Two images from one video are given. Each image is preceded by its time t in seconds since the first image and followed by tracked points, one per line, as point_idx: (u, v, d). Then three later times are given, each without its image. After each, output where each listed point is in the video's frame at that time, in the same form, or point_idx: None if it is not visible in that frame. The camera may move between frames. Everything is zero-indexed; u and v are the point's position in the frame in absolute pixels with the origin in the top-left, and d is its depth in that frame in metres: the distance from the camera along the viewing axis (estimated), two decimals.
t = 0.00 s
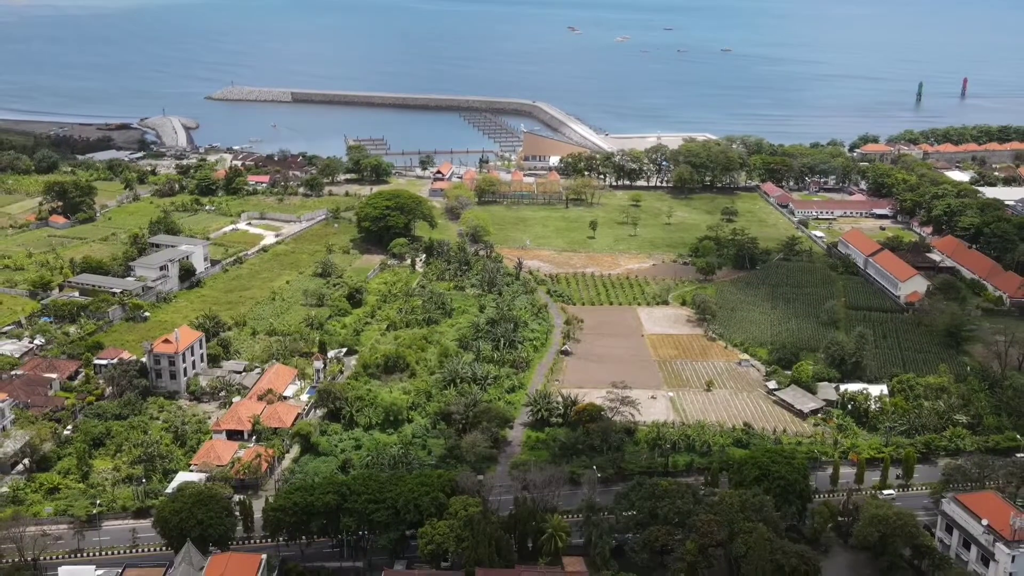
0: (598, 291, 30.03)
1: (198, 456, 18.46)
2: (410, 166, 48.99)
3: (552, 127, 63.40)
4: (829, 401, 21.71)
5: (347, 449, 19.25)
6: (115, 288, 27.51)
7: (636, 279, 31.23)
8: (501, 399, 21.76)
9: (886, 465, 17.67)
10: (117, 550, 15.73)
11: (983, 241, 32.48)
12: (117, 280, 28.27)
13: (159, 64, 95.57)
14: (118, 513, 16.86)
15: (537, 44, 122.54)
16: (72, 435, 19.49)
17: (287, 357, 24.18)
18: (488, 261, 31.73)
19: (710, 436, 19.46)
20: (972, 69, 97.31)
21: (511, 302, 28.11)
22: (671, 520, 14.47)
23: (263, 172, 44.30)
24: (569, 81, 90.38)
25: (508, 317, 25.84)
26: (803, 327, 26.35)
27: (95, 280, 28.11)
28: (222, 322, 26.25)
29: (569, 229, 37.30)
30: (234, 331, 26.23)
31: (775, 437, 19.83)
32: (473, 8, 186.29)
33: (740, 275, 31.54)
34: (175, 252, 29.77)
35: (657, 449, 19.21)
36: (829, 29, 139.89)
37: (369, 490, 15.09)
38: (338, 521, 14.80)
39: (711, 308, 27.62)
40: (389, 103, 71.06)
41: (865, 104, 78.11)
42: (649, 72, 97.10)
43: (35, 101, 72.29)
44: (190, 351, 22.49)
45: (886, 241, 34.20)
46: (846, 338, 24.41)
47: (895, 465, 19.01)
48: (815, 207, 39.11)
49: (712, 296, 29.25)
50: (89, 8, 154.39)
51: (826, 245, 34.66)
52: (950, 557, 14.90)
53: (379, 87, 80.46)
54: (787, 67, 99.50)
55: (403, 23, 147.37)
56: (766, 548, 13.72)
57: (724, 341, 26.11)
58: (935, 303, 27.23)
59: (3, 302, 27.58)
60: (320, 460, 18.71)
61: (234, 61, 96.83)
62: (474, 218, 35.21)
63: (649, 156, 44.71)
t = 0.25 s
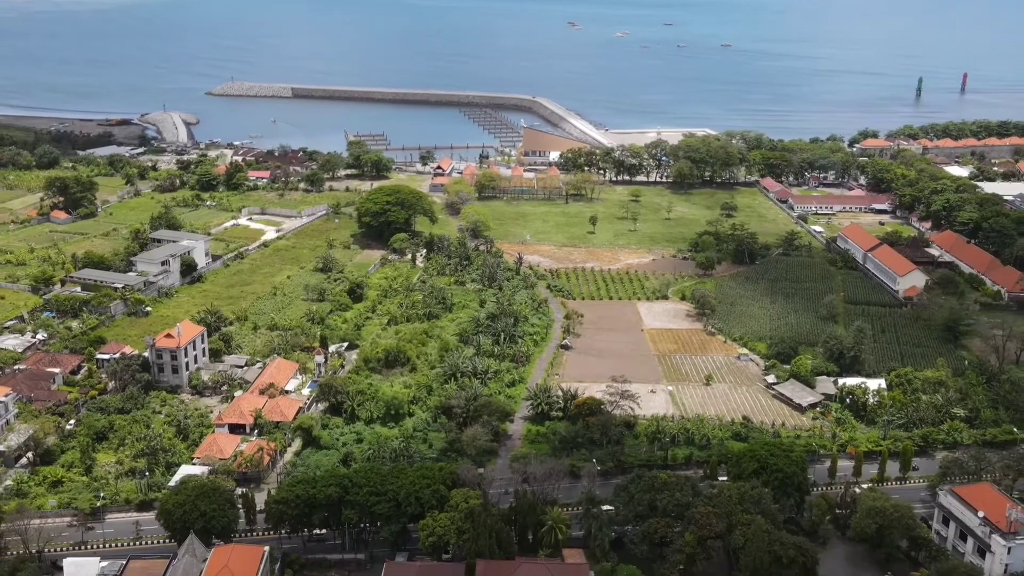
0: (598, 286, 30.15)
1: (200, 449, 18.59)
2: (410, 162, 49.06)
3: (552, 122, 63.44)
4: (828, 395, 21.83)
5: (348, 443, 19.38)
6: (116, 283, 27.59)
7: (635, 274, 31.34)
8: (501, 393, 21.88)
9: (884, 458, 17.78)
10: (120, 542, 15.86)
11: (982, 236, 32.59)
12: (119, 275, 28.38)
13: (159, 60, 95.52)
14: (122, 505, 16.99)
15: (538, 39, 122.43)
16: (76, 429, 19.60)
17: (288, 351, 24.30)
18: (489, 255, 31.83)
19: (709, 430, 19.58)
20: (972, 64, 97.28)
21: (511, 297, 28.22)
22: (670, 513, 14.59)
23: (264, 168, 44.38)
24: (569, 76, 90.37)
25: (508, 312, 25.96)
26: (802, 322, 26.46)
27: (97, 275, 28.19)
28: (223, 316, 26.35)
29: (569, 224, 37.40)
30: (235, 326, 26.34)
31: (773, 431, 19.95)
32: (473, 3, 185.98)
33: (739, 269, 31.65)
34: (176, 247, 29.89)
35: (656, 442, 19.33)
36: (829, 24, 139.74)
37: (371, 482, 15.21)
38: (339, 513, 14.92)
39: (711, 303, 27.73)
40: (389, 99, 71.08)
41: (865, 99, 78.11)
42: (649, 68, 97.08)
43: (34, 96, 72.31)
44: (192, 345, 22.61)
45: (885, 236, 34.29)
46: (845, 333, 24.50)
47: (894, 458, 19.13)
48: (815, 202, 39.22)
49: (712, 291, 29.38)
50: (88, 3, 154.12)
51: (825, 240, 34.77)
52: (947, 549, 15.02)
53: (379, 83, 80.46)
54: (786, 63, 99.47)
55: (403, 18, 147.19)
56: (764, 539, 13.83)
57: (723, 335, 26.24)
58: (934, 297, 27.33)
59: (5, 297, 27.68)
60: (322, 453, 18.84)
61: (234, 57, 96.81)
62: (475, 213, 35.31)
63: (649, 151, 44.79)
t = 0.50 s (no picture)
0: (599, 280, 30.20)
1: (202, 443, 18.65)
2: (410, 156, 49.06)
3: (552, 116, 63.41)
4: (827, 389, 21.91)
5: (349, 437, 19.46)
6: (117, 277, 27.62)
7: (635, 268, 31.39)
8: (501, 387, 21.94)
9: (883, 452, 17.86)
10: (123, 535, 15.97)
11: (982, 230, 32.61)
12: (120, 269, 28.40)
13: (158, 54, 95.37)
14: (124, 499, 17.08)
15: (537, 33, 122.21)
16: (77, 423, 19.67)
17: (289, 345, 24.35)
18: (489, 250, 31.87)
19: (708, 423, 19.66)
20: (973, 58, 97.14)
21: (512, 291, 28.28)
22: (669, 505, 14.68)
23: (264, 162, 44.39)
24: (569, 70, 90.26)
25: (508, 306, 26.02)
26: (801, 316, 26.52)
27: (98, 269, 28.23)
28: (224, 311, 26.39)
29: (569, 219, 37.43)
30: (236, 320, 26.39)
31: (773, 424, 20.02)
32: None
33: (739, 264, 31.70)
34: (177, 241, 29.92)
35: (656, 436, 19.42)
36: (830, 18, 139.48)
37: (372, 476, 15.28)
38: (341, 506, 15.01)
39: (711, 297, 27.78)
40: (389, 93, 71.00)
41: (865, 93, 78.02)
42: (649, 61, 96.96)
43: (34, 90, 72.25)
44: (193, 339, 22.64)
45: (885, 230, 34.33)
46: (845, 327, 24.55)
47: (892, 451, 19.22)
48: (814, 196, 39.26)
49: (712, 285, 29.44)
50: None
51: (825, 234, 34.81)
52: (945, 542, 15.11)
53: (379, 77, 80.36)
54: (787, 56, 99.34)
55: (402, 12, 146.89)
56: (763, 532, 13.92)
57: (723, 330, 26.31)
58: (933, 291, 27.38)
59: (7, 291, 27.73)
60: (323, 447, 18.93)
61: (233, 51, 96.68)
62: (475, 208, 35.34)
63: (649, 145, 44.78)
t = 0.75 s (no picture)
0: (599, 273, 30.21)
1: (203, 437, 18.71)
2: (410, 149, 49.01)
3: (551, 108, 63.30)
4: (827, 382, 21.95)
5: (350, 430, 19.52)
6: (118, 270, 27.63)
7: (635, 261, 31.40)
8: (501, 381, 21.98)
9: (882, 445, 17.91)
10: (125, 529, 16.04)
11: (981, 223, 32.61)
12: (120, 262, 28.41)
13: (157, 46, 95.09)
14: (125, 493, 17.14)
15: (538, 25, 121.85)
16: (79, 417, 19.73)
17: (289, 339, 24.38)
18: (489, 243, 31.87)
19: (708, 417, 19.71)
20: (974, 50, 96.84)
21: (512, 284, 28.30)
22: (669, 499, 14.74)
23: (264, 155, 44.33)
24: (569, 62, 90.03)
25: (508, 299, 26.04)
26: (801, 309, 26.54)
27: (98, 262, 28.23)
28: (224, 304, 26.40)
29: (569, 211, 37.42)
30: (237, 314, 26.42)
31: (772, 418, 20.07)
32: None
33: (739, 257, 31.71)
34: (177, 235, 29.92)
35: (656, 430, 19.47)
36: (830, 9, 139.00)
37: (373, 470, 15.33)
38: (342, 500, 15.07)
39: (711, 290, 27.79)
40: (389, 85, 70.82)
41: (866, 85, 77.82)
42: (649, 53, 96.69)
43: (34, 83, 72.10)
44: (194, 333, 22.67)
45: (885, 223, 34.32)
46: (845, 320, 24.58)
47: (891, 445, 19.27)
48: (814, 189, 39.24)
49: (711, 278, 29.45)
50: None
51: (825, 227, 34.80)
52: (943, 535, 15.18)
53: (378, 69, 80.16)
54: (787, 48, 99.05)
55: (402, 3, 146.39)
56: (763, 526, 13.98)
57: (723, 323, 26.34)
58: (933, 283, 27.38)
59: (7, 285, 27.76)
60: (324, 441, 18.99)
61: (232, 43, 96.42)
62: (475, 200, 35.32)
63: (649, 138, 44.72)
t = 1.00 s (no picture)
0: (599, 266, 30.23)
1: (204, 430, 18.77)
2: (410, 140, 48.95)
3: (551, 100, 63.17)
4: (827, 375, 21.99)
5: (350, 424, 19.57)
6: (118, 263, 27.64)
7: (635, 253, 31.41)
8: (501, 374, 22.01)
9: (882, 439, 17.97)
10: (126, 523, 16.10)
11: (982, 215, 32.58)
12: (121, 255, 28.42)
13: (156, 37, 94.82)
14: (126, 486, 17.20)
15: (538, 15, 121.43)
16: (80, 411, 19.79)
17: (290, 332, 24.41)
18: (489, 236, 31.86)
19: (708, 410, 19.77)
20: (975, 40, 96.51)
21: (512, 277, 28.32)
22: (669, 493, 14.79)
23: (264, 147, 44.27)
24: (569, 53, 89.78)
25: (509, 292, 26.05)
26: (802, 302, 26.54)
27: (98, 256, 28.23)
28: (224, 297, 26.42)
29: (569, 204, 37.41)
30: (237, 307, 26.43)
31: (772, 411, 20.12)
32: None
33: (739, 249, 31.72)
34: (177, 228, 29.92)
35: (656, 423, 19.54)
36: None
37: (373, 464, 15.38)
38: (342, 494, 15.13)
39: (711, 283, 27.82)
40: (389, 76, 70.66)
41: (866, 76, 77.61)
42: (649, 44, 96.38)
43: (33, 74, 71.93)
44: (194, 326, 22.71)
45: (885, 215, 34.30)
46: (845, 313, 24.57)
47: (891, 438, 19.33)
48: (815, 180, 39.20)
49: (711, 271, 29.48)
50: None
51: (825, 219, 34.79)
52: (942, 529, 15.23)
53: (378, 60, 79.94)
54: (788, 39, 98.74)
55: None
56: (762, 520, 14.03)
57: (723, 315, 26.38)
58: (933, 275, 27.37)
59: (8, 278, 27.76)
60: (324, 434, 19.06)
61: (232, 34, 96.12)
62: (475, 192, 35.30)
63: (649, 130, 44.65)
